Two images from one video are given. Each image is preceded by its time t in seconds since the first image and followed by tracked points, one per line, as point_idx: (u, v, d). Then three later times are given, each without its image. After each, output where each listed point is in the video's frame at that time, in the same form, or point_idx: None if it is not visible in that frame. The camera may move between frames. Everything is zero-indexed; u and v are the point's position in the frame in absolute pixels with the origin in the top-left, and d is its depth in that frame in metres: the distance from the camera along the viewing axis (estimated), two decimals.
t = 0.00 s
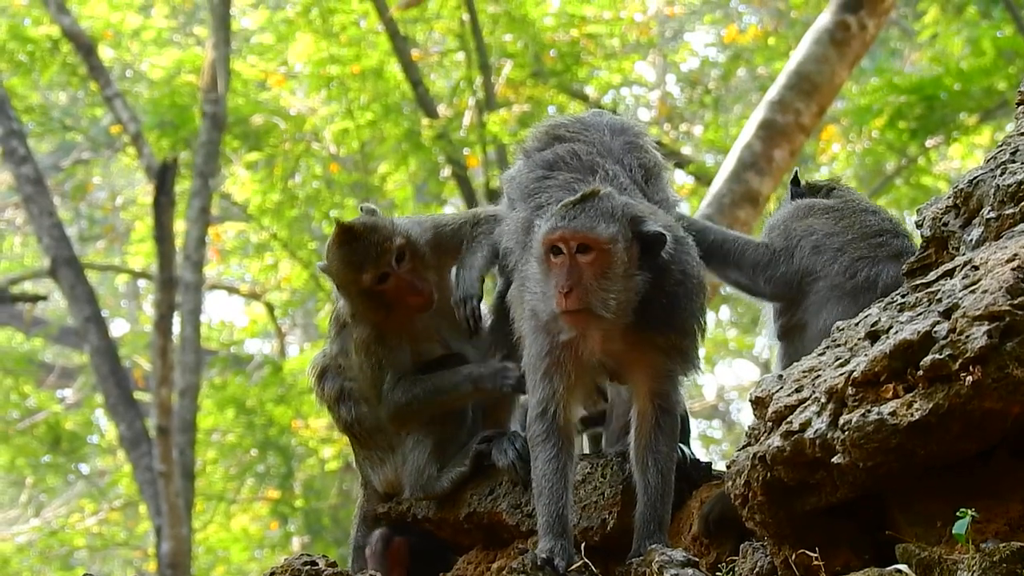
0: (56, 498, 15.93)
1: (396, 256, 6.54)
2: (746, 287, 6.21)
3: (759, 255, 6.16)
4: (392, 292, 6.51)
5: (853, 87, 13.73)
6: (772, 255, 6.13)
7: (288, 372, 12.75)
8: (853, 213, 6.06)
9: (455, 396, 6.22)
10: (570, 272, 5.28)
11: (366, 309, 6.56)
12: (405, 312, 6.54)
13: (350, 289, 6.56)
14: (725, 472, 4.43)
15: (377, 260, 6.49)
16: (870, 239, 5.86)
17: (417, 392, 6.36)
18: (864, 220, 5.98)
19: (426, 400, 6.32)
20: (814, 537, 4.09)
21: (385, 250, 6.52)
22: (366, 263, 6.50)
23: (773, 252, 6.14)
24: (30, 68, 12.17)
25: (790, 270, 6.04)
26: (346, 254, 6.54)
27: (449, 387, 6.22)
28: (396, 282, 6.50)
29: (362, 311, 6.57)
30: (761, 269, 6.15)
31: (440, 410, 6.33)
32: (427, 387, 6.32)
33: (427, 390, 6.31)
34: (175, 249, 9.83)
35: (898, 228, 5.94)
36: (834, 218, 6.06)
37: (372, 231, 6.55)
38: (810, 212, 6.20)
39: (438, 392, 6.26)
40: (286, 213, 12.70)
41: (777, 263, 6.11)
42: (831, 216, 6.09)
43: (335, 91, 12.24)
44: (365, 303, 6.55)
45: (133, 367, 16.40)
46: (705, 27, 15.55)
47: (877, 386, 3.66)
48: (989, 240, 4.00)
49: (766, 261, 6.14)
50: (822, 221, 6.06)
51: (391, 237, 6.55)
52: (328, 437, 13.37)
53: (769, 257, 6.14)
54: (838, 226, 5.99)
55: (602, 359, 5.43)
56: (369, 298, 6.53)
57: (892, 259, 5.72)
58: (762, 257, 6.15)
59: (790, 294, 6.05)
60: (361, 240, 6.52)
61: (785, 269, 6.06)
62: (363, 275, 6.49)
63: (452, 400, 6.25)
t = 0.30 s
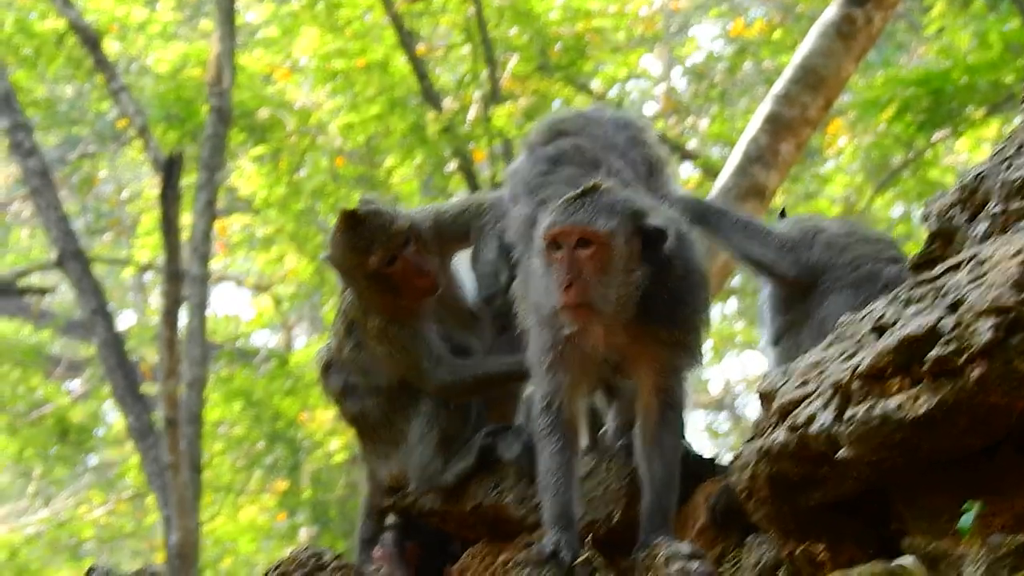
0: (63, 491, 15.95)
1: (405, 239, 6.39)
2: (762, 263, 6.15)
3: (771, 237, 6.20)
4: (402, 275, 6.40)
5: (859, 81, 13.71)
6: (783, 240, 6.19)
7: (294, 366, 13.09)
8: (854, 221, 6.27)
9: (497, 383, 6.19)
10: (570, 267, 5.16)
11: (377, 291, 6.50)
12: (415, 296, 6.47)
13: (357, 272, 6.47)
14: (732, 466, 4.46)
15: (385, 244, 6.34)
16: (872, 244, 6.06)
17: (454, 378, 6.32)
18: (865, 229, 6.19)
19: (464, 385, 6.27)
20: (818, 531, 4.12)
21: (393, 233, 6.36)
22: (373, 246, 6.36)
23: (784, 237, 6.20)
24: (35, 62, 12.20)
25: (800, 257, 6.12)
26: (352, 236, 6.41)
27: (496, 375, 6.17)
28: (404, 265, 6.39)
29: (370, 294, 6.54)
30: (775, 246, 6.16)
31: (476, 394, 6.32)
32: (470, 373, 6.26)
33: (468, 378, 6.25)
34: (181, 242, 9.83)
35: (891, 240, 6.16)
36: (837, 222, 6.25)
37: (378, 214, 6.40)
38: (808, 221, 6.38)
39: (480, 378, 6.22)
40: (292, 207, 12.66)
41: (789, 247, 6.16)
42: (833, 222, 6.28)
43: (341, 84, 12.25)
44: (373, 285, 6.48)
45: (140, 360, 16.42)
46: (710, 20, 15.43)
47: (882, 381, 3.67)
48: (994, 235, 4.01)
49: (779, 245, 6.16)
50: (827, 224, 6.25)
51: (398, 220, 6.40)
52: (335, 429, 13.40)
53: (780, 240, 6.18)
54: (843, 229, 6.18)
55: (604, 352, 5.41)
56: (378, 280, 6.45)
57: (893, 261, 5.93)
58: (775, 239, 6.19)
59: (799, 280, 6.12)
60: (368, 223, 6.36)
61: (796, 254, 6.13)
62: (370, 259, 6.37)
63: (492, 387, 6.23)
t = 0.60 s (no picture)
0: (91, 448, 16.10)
1: (425, 216, 6.51)
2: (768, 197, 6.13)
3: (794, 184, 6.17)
4: (425, 252, 6.54)
5: (889, 35, 13.59)
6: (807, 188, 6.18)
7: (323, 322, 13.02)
8: (875, 179, 6.33)
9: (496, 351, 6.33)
10: (609, 223, 5.24)
11: (400, 268, 6.63)
12: (438, 268, 6.63)
13: (380, 252, 6.59)
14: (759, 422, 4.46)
15: (406, 225, 6.45)
16: (895, 202, 6.10)
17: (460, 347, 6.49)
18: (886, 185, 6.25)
19: (471, 352, 6.45)
20: (846, 487, 4.11)
21: (413, 212, 6.48)
22: (395, 228, 6.47)
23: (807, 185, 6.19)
24: (63, 17, 12.24)
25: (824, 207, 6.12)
26: (371, 221, 6.51)
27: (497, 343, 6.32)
28: (427, 241, 6.53)
29: (394, 271, 6.66)
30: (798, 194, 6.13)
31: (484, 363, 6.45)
32: (473, 341, 6.43)
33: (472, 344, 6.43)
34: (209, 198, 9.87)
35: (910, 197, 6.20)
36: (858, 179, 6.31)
37: (394, 194, 6.49)
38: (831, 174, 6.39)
39: (481, 347, 6.38)
40: (321, 161, 12.76)
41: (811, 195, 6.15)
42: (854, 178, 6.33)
43: (370, 39, 12.22)
44: (397, 263, 6.61)
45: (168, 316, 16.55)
46: None
47: (910, 335, 3.65)
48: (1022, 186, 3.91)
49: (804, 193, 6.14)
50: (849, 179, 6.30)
51: (415, 198, 6.50)
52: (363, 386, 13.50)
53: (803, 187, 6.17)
54: (864, 185, 6.24)
55: (638, 310, 5.43)
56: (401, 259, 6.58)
57: (914, 219, 6.00)
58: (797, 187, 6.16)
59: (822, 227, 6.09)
60: (387, 207, 6.46)
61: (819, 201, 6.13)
62: (392, 241, 6.49)
63: (495, 355, 6.37)
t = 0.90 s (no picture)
0: (96, 436, 16.17)
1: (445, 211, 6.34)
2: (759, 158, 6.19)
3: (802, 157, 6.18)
4: (448, 248, 6.37)
5: (895, 27, 13.59)
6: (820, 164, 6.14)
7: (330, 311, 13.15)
8: (893, 160, 6.18)
9: (503, 354, 6.20)
10: (624, 212, 5.24)
11: (419, 264, 6.45)
12: (459, 263, 6.47)
13: (400, 248, 6.39)
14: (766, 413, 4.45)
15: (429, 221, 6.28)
16: (913, 188, 5.98)
17: (467, 349, 6.35)
18: (905, 168, 6.11)
19: (478, 355, 6.31)
20: (853, 478, 4.11)
21: (435, 208, 6.30)
22: (418, 224, 6.29)
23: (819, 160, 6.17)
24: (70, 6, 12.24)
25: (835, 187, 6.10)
26: (391, 218, 6.29)
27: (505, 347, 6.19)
28: (448, 236, 6.37)
29: (412, 267, 6.47)
30: (806, 167, 6.15)
31: (490, 368, 6.32)
32: (480, 342, 6.30)
33: (480, 347, 6.29)
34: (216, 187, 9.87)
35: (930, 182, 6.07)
36: (876, 161, 6.17)
37: (414, 190, 6.29)
38: (852, 150, 6.27)
39: (489, 350, 6.25)
40: (328, 150, 12.69)
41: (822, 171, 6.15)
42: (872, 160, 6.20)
43: (377, 29, 12.15)
44: (417, 259, 6.43)
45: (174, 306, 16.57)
46: None
47: (917, 326, 3.65)
48: None
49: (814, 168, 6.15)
50: (867, 164, 6.16)
51: (436, 193, 6.31)
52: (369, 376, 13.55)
53: (814, 164, 6.16)
54: (882, 170, 6.10)
55: (650, 298, 5.44)
56: (422, 254, 6.41)
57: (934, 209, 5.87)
58: (806, 158, 6.17)
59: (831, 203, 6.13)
60: (407, 203, 6.26)
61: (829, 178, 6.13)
62: (415, 237, 6.30)
63: (502, 360, 6.24)
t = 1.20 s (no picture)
0: (96, 443, 16.18)
1: (450, 221, 6.38)
2: (767, 184, 6.16)
3: (801, 176, 6.09)
4: (453, 259, 6.38)
5: (894, 33, 13.64)
6: (820, 180, 6.03)
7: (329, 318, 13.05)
8: (895, 166, 6.03)
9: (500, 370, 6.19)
10: (627, 218, 5.23)
11: (424, 276, 6.47)
12: (464, 275, 6.48)
13: (405, 260, 6.42)
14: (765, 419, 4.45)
15: (434, 231, 6.32)
16: (915, 192, 5.83)
17: (464, 363, 6.33)
18: (906, 173, 5.97)
19: (474, 370, 6.29)
20: (854, 485, 4.11)
21: (439, 217, 6.34)
22: (423, 234, 6.33)
23: (819, 176, 6.06)
24: (69, 14, 12.27)
25: (836, 201, 5.97)
26: (396, 229, 6.33)
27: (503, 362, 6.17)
28: (453, 245, 6.37)
29: (417, 279, 6.49)
30: (806, 186, 6.06)
31: (487, 384, 6.29)
32: (478, 357, 6.29)
33: (477, 362, 6.27)
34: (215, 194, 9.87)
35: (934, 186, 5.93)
36: (877, 169, 6.03)
37: (417, 201, 6.34)
38: (852, 161, 6.14)
39: (486, 365, 6.24)
40: (327, 158, 12.72)
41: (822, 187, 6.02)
42: (873, 169, 6.05)
43: (376, 36, 12.21)
44: (421, 270, 6.45)
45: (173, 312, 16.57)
46: None
47: (917, 333, 3.66)
48: None
49: (813, 185, 6.04)
50: (867, 172, 6.02)
51: (440, 203, 6.35)
52: (369, 382, 13.56)
53: (813, 180, 6.05)
54: (883, 177, 5.96)
55: (648, 305, 5.42)
56: (427, 266, 6.43)
57: (936, 213, 5.72)
58: (805, 176, 6.08)
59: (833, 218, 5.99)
60: (412, 213, 6.29)
61: (830, 192, 6.00)
62: (420, 247, 6.33)
63: (498, 377, 6.22)
